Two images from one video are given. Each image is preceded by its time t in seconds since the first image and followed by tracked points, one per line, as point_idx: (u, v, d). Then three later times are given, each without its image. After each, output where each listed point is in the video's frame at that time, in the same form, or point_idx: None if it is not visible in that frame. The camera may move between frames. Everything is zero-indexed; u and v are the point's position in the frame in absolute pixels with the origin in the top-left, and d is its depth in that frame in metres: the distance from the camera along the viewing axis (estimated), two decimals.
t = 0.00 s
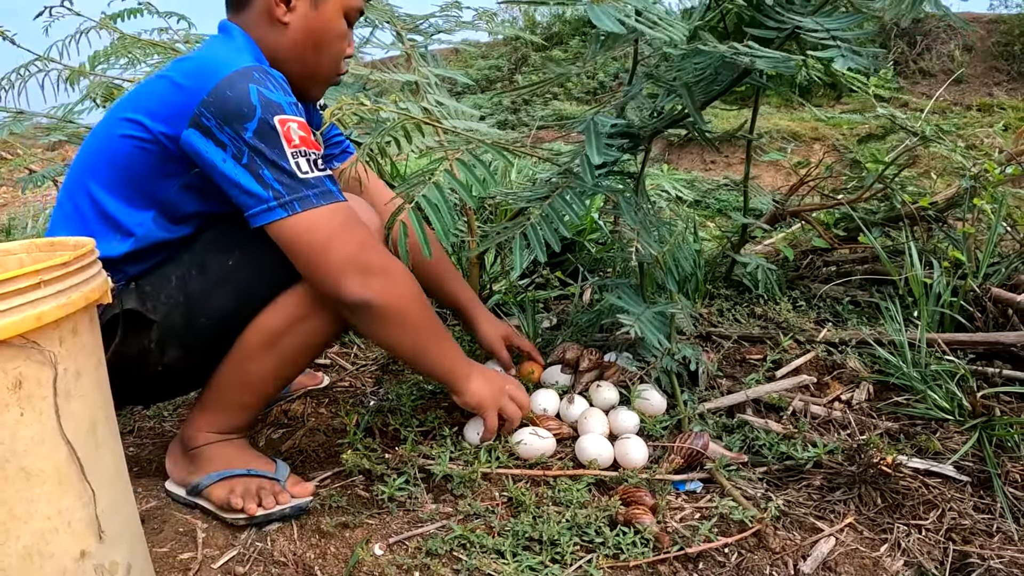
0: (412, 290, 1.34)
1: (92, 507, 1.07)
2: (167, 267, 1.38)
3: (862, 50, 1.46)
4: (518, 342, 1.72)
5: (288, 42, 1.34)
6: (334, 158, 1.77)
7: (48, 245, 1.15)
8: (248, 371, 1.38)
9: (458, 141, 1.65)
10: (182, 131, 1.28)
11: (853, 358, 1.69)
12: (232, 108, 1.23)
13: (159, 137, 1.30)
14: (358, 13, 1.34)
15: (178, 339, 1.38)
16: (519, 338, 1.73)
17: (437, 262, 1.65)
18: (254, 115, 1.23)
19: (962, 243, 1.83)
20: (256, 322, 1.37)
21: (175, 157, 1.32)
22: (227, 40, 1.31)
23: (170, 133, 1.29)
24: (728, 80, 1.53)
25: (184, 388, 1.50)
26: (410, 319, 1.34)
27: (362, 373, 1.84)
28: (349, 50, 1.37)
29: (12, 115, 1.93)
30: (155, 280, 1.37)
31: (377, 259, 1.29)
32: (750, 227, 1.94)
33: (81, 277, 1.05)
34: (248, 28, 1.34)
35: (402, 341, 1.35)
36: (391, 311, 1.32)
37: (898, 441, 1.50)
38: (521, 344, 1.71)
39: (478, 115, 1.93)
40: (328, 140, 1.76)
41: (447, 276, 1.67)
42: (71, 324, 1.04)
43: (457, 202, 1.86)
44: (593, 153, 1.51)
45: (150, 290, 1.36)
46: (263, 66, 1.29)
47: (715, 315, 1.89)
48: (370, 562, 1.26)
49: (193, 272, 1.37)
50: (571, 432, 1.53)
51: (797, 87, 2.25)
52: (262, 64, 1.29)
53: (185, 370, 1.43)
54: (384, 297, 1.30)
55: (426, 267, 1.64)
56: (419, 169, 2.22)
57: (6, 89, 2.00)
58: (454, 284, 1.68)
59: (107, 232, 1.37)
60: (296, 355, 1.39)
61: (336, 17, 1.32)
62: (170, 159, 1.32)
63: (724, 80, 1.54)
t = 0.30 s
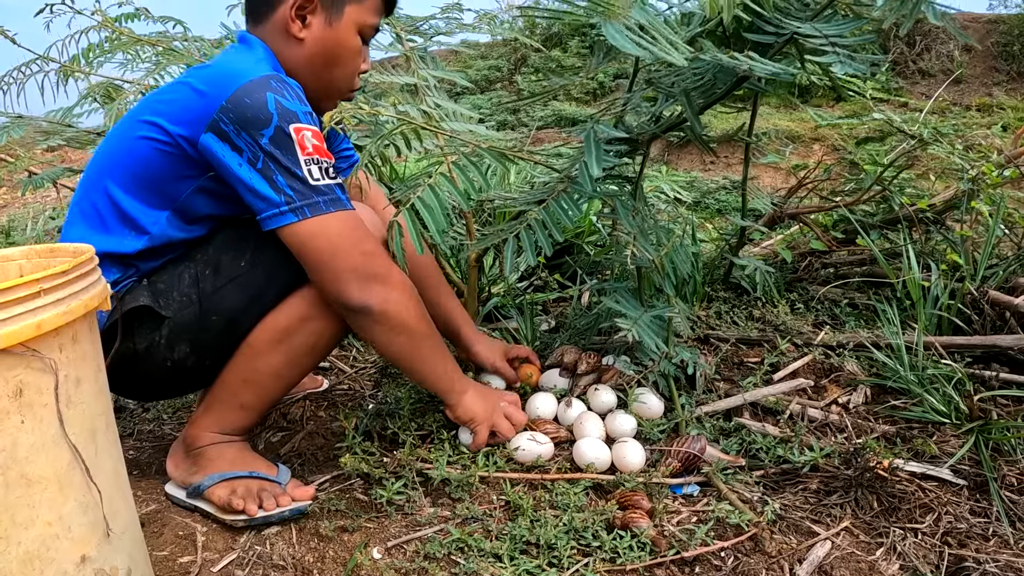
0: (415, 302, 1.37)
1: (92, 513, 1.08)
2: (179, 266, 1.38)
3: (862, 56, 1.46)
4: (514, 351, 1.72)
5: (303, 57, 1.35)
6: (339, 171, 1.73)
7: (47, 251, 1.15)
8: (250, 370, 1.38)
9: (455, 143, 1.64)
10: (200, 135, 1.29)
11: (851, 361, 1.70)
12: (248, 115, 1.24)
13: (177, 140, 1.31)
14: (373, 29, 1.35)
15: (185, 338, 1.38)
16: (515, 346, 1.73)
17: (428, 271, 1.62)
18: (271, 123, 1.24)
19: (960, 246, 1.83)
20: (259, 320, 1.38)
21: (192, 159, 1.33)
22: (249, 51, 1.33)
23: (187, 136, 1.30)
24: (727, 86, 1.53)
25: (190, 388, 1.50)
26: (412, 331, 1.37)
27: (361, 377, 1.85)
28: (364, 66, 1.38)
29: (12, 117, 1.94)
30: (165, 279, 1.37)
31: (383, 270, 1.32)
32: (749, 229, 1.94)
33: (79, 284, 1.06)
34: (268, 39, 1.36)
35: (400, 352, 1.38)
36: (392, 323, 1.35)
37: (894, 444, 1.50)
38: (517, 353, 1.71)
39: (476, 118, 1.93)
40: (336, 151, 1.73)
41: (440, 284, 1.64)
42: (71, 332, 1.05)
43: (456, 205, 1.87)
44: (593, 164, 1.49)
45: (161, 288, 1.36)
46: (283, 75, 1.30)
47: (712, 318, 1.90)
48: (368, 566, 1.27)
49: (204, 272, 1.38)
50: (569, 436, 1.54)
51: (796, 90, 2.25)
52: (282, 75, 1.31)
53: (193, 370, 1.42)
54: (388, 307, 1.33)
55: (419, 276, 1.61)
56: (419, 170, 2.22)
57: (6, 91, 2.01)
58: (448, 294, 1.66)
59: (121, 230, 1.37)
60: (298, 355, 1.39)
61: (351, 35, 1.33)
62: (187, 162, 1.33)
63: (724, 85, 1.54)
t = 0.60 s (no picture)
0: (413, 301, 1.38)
1: (92, 514, 1.08)
2: (181, 267, 1.38)
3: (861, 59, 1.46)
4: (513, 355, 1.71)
5: (306, 62, 1.35)
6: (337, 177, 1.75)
7: (47, 252, 1.15)
8: (252, 369, 1.38)
9: (455, 144, 1.64)
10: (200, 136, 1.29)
11: (850, 361, 1.70)
12: (246, 114, 1.24)
13: (177, 142, 1.32)
14: (378, 38, 1.35)
15: (186, 338, 1.38)
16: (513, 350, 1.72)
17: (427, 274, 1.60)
18: (270, 122, 1.24)
19: (960, 246, 1.84)
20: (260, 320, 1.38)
21: (192, 161, 1.33)
22: (250, 52, 1.33)
23: (188, 136, 1.30)
24: (726, 87, 1.53)
25: (191, 390, 1.50)
26: (410, 330, 1.38)
27: (361, 377, 1.85)
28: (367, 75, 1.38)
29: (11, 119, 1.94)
30: (166, 279, 1.37)
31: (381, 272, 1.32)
32: (748, 230, 1.94)
33: (79, 285, 1.06)
34: (271, 42, 1.36)
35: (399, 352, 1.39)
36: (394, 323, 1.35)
37: (894, 444, 1.50)
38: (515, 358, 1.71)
39: (475, 119, 1.93)
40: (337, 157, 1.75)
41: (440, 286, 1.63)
42: (71, 333, 1.05)
43: (455, 206, 1.87)
44: (593, 171, 1.51)
45: (162, 289, 1.37)
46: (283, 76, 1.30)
47: (712, 318, 1.90)
48: (368, 566, 1.27)
49: (206, 273, 1.38)
50: (569, 436, 1.54)
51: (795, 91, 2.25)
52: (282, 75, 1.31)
53: (193, 371, 1.42)
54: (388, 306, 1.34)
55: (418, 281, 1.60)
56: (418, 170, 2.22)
57: (4, 92, 2.00)
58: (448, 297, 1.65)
59: (121, 232, 1.37)
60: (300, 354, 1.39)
61: (354, 42, 1.33)
62: (187, 163, 1.33)
63: (724, 86, 1.53)
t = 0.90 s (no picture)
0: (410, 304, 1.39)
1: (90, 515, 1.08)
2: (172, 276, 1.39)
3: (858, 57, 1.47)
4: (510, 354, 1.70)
5: (291, 66, 1.35)
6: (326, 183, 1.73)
7: (45, 254, 1.15)
8: (249, 371, 1.38)
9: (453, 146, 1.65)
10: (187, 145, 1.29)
11: (848, 361, 1.70)
12: (234, 122, 1.24)
13: (165, 152, 1.32)
14: (364, 43, 1.35)
15: (180, 346, 1.38)
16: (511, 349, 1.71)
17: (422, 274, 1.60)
18: (259, 129, 1.24)
19: (958, 246, 1.83)
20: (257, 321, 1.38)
21: (178, 168, 1.33)
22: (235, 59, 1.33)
23: (174, 145, 1.31)
24: (723, 87, 1.52)
25: (185, 398, 1.50)
26: (407, 333, 1.38)
27: (359, 378, 1.85)
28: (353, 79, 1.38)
29: (9, 120, 1.94)
30: (158, 289, 1.38)
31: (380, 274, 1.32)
32: (746, 230, 1.94)
33: (77, 288, 1.06)
34: (257, 47, 1.36)
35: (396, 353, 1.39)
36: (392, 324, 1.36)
37: (891, 445, 1.50)
38: (513, 357, 1.70)
39: (473, 120, 1.93)
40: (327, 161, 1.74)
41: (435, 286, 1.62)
42: (69, 335, 1.05)
43: (453, 207, 1.87)
44: (592, 166, 1.51)
45: (153, 298, 1.37)
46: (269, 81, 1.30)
47: (710, 319, 1.90)
48: (366, 567, 1.27)
49: (197, 280, 1.38)
50: (566, 437, 1.54)
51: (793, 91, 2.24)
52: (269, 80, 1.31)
53: (189, 379, 1.42)
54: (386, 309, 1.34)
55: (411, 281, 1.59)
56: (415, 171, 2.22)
57: (2, 93, 2.01)
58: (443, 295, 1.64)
59: (109, 243, 1.38)
60: (296, 355, 1.39)
61: (340, 47, 1.33)
62: (173, 173, 1.33)
63: (720, 86, 1.53)
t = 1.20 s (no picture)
0: (366, 317, 1.30)
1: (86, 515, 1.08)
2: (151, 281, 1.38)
3: (852, 53, 1.47)
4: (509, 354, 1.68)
5: (279, 67, 1.35)
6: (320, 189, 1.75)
7: (42, 256, 1.16)
8: (230, 378, 1.38)
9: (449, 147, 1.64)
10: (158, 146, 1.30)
11: (846, 361, 1.70)
12: (194, 124, 1.25)
13: (141, 152, 1.34)
14: (353, 45, 1.34)
15: (161, 351, 1.38)
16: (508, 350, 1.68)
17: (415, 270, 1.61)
18: (214, 133, 1.24)
19: (956, 246, 1.83)
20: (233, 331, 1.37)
21: (154, 170, 1.34)
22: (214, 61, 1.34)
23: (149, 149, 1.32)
24: (718, 86, 1.53)
25: (172, 401, 1.50)
26: (365, 350, 1.32)
27: (357, 378, 1.85)
28: (345, 81, 1.37)
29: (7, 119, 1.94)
30: (138, 294, 1.37)
31: (318, 294, 1.26)
32: (744, 230, 1.94)
33: (73, 289, 1.06)
34: (244, 49, 1.36)
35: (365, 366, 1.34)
36: (346, 341, 1.30)
37: (888, 445, 1.50)
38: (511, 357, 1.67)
39: (471, 120, 1.93)
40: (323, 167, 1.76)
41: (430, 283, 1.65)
42: (65, 337, 1.05)
43: (451, 208, 1.87)
44: (587, 167, 1.48)
45: (133, 304, 1.37)
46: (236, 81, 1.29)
47: (708, 319, 1.90)
48: (362, 567, 1.27)
49: (173, 285, 1.37)
50: (563, 437, 1.54)
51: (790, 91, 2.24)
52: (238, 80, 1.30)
53: (174, 383, 1.42)
54: (333, 329, 1.28)
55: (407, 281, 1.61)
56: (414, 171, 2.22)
57: (1, 93, 2.01)
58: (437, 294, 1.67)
59: (91, 244, 1.39)
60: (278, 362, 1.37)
61: (322, 46, 1.32)
62: (149, 173, 1.35)
63: (715, 86, 1.54)
